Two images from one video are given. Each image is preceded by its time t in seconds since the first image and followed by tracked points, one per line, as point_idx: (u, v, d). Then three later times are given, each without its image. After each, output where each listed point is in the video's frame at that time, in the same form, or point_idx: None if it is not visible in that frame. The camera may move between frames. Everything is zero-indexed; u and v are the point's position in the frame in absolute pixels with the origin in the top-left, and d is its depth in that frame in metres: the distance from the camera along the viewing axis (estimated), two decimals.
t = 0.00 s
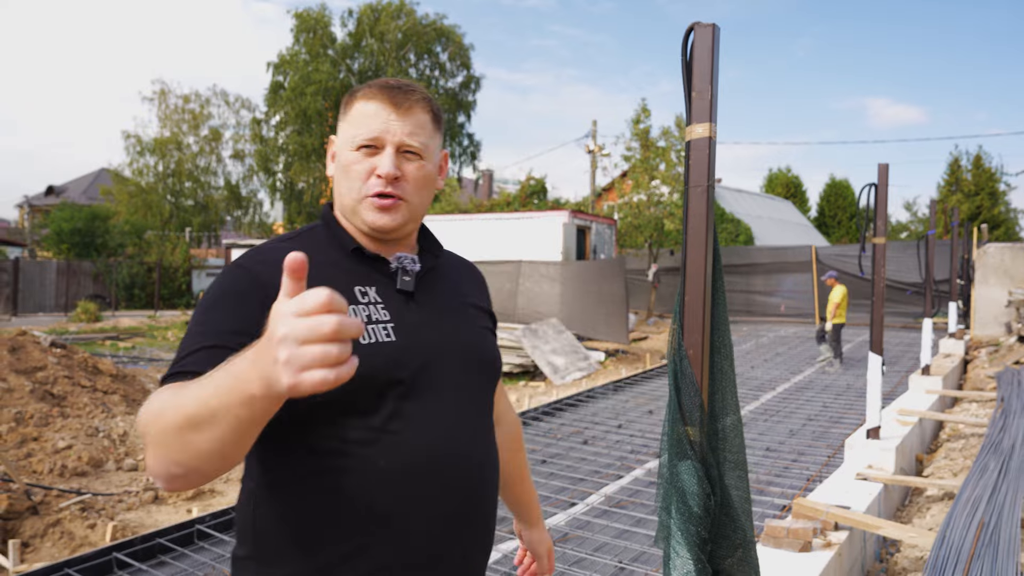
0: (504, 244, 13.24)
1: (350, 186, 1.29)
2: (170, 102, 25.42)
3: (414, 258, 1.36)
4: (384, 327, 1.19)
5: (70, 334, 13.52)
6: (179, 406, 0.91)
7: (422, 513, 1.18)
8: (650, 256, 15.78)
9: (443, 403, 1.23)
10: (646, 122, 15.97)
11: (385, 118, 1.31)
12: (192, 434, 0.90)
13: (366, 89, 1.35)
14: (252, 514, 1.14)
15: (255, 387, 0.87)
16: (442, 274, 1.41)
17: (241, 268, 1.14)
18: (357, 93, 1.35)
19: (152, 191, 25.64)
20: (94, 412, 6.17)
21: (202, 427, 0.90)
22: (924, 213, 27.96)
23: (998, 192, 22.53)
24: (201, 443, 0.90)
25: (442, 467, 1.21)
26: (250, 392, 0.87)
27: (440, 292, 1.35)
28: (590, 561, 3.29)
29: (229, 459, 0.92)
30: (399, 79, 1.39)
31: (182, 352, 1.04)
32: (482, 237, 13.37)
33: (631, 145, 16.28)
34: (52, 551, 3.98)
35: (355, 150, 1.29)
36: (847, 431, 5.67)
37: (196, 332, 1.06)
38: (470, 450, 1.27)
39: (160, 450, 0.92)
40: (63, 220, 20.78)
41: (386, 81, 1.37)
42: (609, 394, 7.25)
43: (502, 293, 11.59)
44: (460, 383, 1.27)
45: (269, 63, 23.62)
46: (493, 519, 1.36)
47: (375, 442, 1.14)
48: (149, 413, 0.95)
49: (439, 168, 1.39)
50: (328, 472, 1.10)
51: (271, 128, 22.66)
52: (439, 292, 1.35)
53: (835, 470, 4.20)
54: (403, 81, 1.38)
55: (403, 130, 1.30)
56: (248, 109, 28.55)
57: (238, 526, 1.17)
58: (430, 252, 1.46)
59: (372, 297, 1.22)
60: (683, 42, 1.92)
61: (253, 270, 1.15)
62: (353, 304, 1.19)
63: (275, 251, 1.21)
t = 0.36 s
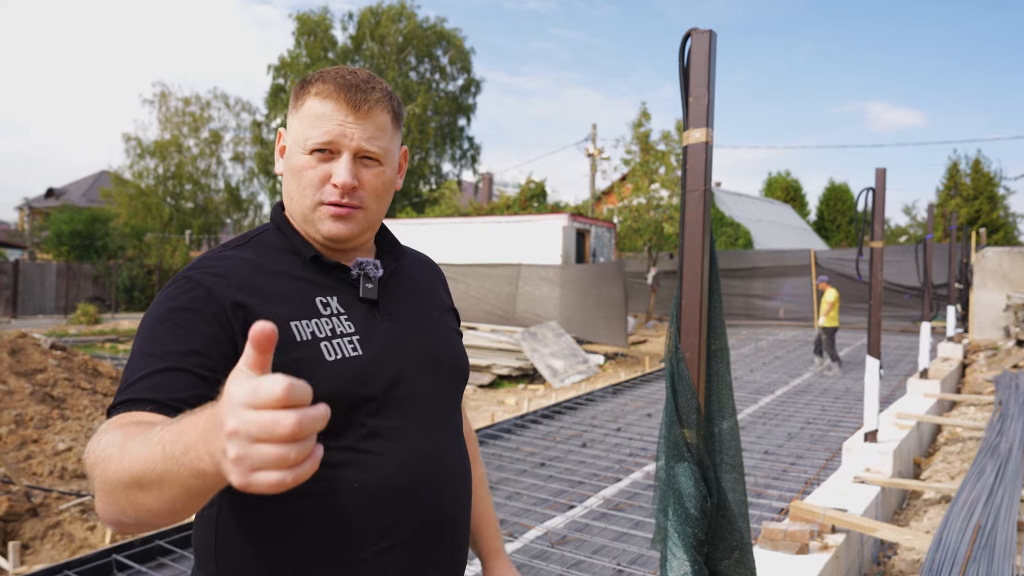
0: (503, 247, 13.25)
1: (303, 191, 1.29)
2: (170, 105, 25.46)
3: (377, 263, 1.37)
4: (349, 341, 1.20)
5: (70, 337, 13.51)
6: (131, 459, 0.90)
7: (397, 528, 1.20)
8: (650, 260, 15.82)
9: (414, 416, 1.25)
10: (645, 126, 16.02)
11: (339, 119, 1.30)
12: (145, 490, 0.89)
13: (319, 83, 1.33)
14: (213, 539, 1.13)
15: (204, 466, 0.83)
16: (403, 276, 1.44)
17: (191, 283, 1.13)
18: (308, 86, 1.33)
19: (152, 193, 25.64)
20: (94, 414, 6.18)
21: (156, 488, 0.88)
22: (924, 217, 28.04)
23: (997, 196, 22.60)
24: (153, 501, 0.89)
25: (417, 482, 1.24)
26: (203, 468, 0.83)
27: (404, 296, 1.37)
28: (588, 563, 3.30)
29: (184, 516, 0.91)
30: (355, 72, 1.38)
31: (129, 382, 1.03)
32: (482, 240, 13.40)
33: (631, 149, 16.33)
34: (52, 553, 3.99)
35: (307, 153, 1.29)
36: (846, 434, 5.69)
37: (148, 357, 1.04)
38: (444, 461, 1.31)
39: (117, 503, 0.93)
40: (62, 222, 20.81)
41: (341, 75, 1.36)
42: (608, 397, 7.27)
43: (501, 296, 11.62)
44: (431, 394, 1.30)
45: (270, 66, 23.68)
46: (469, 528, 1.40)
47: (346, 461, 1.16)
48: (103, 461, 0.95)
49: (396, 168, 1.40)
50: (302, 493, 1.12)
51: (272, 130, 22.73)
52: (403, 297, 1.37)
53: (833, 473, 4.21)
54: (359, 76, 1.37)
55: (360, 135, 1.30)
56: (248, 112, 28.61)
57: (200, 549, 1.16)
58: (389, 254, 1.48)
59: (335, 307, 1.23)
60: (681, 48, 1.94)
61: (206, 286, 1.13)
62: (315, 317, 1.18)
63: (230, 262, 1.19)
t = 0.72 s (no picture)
0: (502, 251, 13.26)
1: (291, 203, 1.30)
2: (169, 109, 25.49)
3: (368, 268, 1.38)
4: (338, 349, 1.21)
5: (69, 341, 13.51)
6: (118, 478, 0.91)
7: (388, 536, 1.21)
8: (648, 262, 15.84)
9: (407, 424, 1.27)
10: (644, 129, 16.07)
11: (326, 128, 1.30)
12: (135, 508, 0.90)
13: (304, 91, 1.33)
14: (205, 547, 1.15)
15: (197, 486, 0.84)
16: (397, 281, 1.45)
17: (178, 292, 1.13)
18: (293, 95, 1.33)
19: (150, 198, 25.67)
20: (93, 418, 6.18)
21: (145, 507, 0.89)
22: (922, 219, 28.13)
23: (995, 198, 22.65)
24: (141, 520, 0.90)
25: (409, 491, 1.25)
26: (195, 488, 0.84)
27: (395, 302, 1.38)
28: (589, 565, 3.30)
29: (173, 534, 0.92)
30: (341, 79, 1.37)
31: (115, 394, 1.03)
32: (480, 244, 13.42)
33: (630, 152, 16.37)
34: (52, 557, 3.99)
35: (295, 164, 1.29)
36: (845, 436, 5.70)
37: (134, 370, 1.04)
38: (437, 469, 1.32)
39: (105, 523, 0.94)
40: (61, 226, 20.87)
41: (328, 82, 1.35)
42: (607, 400, 7.28)
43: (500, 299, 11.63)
44: (423, 401, 1.31)
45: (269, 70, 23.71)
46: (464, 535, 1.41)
47: (337, 470, 1.17)
48: (90, 478, 0.95)
49: (386, 174, 1.40)
50: (291, 503, 1.13)
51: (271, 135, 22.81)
52: (395, 303, 1.38)
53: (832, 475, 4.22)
54: (345, 82, 1.36)
55: (348, 144, 1.31)
56: (247, 116, 28.64)
57: (194, 556, 1.18)
58: (382, 259, 1.49)
59: (324, 314, 1.24)
60: (679, 53, 1.96)
61: (192, 295, 1.14)
62: (305, 326, 1.20)
63: (219, 269, 1.20)
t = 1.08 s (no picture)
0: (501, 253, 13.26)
1: (298, 203, 1.31)
2: (169, 110, 25.50)
3: (374, 272, 1.38)
4: (343, 351, 1.22)
5: (67, 341, 13.51)
6: (134, 449, 0.94)
7: (392, 537, 1.22)
8: (647, 266, 15.83)
9: (411, 427, 1.27)
10: (644, 133, 16.10)
11: (329, 128, 1.31)
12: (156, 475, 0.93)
13: (308, 92, 1.35)
14: (210, 549, 1.18)
15: (222, 411, 0.91)
16: (400, 285, 1.46)
17: (182, 295, 1.15)
18: (297, 97, 1.35)
19: (150, 198, 25.68)
20: (92, 418, 6.18)
21: (164, 468, 0.93)
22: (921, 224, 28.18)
23: (994, 205, 22.68)
24: (160, 480, 0.93)
25: (414, 492, 1.26)
26: (217, 411, 0.91)
27: (399, 307, 1.39)
28: (586, 569, 3.31)
29: (194, 491, 0.95)
30: (344, 78, 1.38)
31: (119, 396, 1.04)
32: (480, 247, 13.43)
33: (630, 156, 16.41)
34: (50, 557, 3.99)
35: (300, 164, 1.30)
36: (842, 441, 5.71)
37: (139, 375, 1.05)
38: (441, 473, 1.32)
39: (119, 501, 0.95)
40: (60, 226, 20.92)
41: (330, 82, 1.36)
42: (606, 403, 7.28)
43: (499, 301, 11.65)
44: (426, 404, 1.31)
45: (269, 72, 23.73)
46: (468, 539, 1.42)
47: (340, 471, 1.18)
48: (103, 464, 0.97)
49: (392, 172, 1.41)
50: (295, 505, 1.15)
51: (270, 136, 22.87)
52: (398, 306, 1.39)
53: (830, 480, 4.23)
54: (348, 82, 1.37)
55: (352, 142, 1.32)
56: (247, 118, 28.64)
57: (198, 559, 1.21)
58: (388, 263, 1.50)
59: (329, 317, 1.25)
60: (679, 58, 1.97)
61: (194, 298, 1.15)
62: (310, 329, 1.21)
63: (223, 273, 1.21)
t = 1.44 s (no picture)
0: (498, 255, 13.27)
1: (322, 206, 1.29)
2: (166, 110, 25.46)
3: (374, 275, 1.39)
4: (343, 353, 1.22)
5: (63, 340, 13.49)
6: (145, 450, 0.94)
7: (391, 535, 1.23)
8: (644, 268, 15.84)
9: (409, 427, 1.28)
10: (641, 135, 16.14)
11: (358, 135, 1.32)
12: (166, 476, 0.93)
13: (332, 95, 1.33)
14: (209, 546, 1.18)
15: (234, 419, 0.91)
16: (398, 287, 1.46)
17: (185, 296, 1.15)
18: (319, 97, 1.33)
19: (147, 198, 25.66)
20: (87, 418, 6.17)
21: (175, 470, 0.93)
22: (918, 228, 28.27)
23: (989, 209, 22.77)
24: (170, 484, 0.94)
25: (413, 493, 1.27)
26: (227, 421, 0.91)
27: (398, 309, 1.39)
28: (581, 570, 3.32)
29: (202, 494, 0.95)
30: (363, 83, 1.38)
31: (124, 395, 1.04)
32: (477, 248, 13.44)
33: (627, 158, 16.44)
34: (44, 557, 3.98)
35: (326, 168, 1.29)
36: (838, 444, 5.72)
37: (145, 376, 1.05)
38: (439, 472, 1.33)
39: (127, 501, 0.95)
40: (56, 226, 20.93)
41: (352, 86, 1.36)
42: (601, 405, 7.29)
43: (495, 303, 11.65)
44: (424, 405, 1.32)
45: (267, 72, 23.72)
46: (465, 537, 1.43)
47: (339, 471, 1.18)
48: (110, 462, 0.97)
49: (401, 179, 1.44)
50: (297, 503, 1.16)
51: (268, 136, 22.89)
52: (398, 308, 1.40)
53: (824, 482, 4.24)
54: (369, 88, 1.38)
55: (378, 151, 1.33)
56: (244, 118, 28.61)
57: (197, 555, 1.21)
58: (387, 266, 1.50)
59: (330, 319, 1.26)
60: (675, 61, 1.98)
61: (197, 298, 1.15)
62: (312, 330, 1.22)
63: (224, 273, 1.22)
